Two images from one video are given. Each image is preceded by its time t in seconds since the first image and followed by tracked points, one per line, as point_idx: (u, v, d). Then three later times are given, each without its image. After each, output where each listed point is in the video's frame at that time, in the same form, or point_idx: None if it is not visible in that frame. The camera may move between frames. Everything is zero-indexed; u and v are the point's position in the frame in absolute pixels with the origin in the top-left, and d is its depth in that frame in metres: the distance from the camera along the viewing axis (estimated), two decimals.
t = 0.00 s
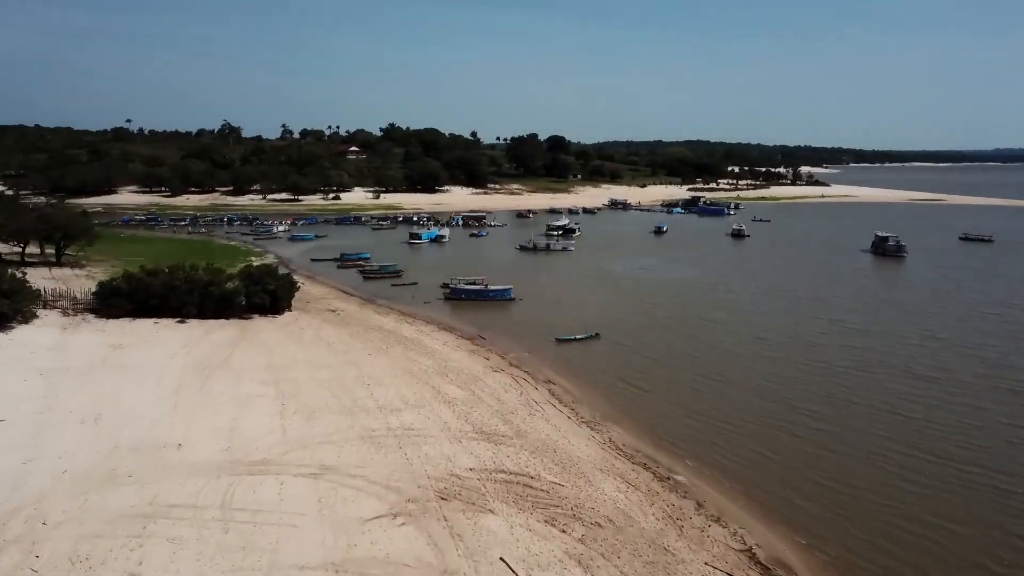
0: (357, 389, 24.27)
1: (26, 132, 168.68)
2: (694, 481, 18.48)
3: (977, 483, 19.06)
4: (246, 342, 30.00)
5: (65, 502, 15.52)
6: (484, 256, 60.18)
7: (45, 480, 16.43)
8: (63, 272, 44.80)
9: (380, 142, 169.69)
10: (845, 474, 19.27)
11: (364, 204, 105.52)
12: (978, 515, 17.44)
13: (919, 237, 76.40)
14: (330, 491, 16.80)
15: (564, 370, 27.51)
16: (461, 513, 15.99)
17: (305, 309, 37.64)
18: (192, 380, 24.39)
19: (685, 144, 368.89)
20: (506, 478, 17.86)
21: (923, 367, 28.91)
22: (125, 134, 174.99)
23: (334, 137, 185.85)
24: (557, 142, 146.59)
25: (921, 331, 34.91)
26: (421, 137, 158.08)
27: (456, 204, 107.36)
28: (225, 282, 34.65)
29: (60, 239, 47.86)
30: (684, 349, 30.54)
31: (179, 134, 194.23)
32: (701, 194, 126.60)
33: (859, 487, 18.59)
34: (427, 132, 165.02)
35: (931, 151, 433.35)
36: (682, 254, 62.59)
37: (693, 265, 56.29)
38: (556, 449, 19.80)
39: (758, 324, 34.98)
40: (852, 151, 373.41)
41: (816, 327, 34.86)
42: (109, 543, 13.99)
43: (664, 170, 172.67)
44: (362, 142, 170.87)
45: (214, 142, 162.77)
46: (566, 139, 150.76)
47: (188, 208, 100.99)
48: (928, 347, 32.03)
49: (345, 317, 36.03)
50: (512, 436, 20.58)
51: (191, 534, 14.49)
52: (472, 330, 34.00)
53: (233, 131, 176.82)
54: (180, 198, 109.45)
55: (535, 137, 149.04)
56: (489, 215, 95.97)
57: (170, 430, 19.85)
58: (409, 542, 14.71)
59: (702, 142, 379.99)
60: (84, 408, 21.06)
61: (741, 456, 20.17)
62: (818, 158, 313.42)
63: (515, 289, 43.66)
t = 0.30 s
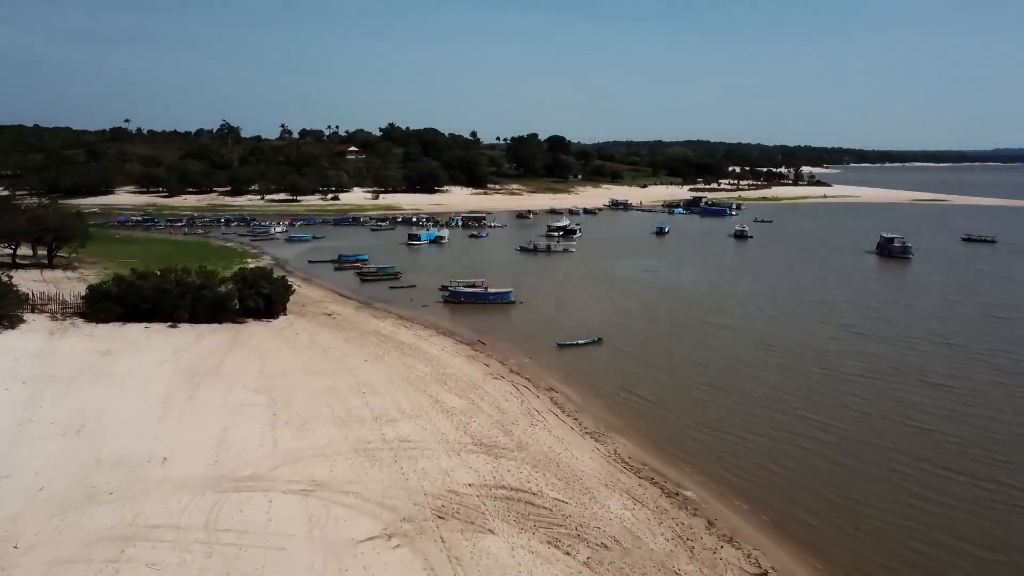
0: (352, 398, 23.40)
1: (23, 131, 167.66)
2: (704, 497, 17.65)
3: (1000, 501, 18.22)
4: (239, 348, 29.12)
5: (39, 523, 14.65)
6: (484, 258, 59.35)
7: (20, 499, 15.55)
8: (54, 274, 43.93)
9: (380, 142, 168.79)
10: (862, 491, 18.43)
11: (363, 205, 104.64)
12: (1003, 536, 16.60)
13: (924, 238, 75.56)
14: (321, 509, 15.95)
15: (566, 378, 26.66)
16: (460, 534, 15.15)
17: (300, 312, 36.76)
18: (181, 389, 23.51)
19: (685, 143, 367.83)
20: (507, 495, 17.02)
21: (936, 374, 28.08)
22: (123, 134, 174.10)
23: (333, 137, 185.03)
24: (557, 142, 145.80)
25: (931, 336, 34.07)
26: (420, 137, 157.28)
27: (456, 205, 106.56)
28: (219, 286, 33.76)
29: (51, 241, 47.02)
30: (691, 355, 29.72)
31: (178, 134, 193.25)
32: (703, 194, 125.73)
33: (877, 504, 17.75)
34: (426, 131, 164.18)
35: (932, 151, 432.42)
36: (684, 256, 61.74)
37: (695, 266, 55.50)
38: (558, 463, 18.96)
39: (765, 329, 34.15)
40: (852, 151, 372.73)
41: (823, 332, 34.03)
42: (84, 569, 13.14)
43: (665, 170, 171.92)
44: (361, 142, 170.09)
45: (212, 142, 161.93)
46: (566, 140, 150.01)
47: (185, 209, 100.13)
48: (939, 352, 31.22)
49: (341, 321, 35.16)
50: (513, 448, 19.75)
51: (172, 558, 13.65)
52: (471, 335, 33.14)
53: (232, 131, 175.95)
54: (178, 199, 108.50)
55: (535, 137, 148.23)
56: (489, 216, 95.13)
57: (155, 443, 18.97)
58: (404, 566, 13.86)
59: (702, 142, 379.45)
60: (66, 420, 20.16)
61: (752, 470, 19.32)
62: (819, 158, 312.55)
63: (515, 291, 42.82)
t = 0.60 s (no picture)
0: (347, 408, 22.54)
1: (21, 131, 166.67)
2: (716, 515, 16.81)
3: None
4: (231, 354, 28.26)
5: (10, 548, 13.80)
6: (483, 260, 58.53)
7: None
8: (45, 276, 43.06)
9: (379, 142, 167.86)
10: (879, 509, 17.59)
11: (362, 206, 103.76)
12: None
13: (928, 240, 74.72)
14: (311, 529, 15.11)
15: (568, 385, 25.80)
16: (458, 557, 14.29)
17: (296, 317, 35.91)
18: (169, 398, 22.64)
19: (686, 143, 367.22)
20: (507, 513, 16.18)
21: (950, 382, 27.25)
22: (121, 134, 173.13)
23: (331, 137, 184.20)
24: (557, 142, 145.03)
25: (942, 342, 33.22)
26: (419, 137, 156.43)
27: (455, 205, 105.76)
28: (211, 289, 32.85)
29: (43, 243, 46.14)
30: (697, 361, 28.88)
31: (176, 134, 192.26)
32: (704, 195, 124.86)
33: (896, 524, 16.90)
34: (425, 131, 163.35)
35: (933, 151, 431.68)
36: (687, 258, 60.90)
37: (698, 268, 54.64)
38: (561, 478, 18.11)
39: (772, 335, 33.29)
40: (852, 151, 372.06)
41: (831, 338, 33.20)
42: None
43: (665, 169, 171.14)
44: (360, 142, 169.29)
45: (210, 142, 160.99)
46: (566, 140, 149.29)
47: (182, 209, 99.29)
48: (951, 359, 30.41)
49: (337, 325, 34.31)
50: (515, 462, 18.89)
51: None
52: (471, 340, 32.29)
53: (230, 130, 175.05)
54: (175, 199, 107.62)
55: (534, 137, 147.40)
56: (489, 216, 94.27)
57: (139, 458, 18.12)
58: None
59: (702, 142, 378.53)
60: (46, 432, 19.28)
61: (764, 486, 18.45)
62: (820, 158, 311.70)
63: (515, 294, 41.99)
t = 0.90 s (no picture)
0: (341, 418, 21.70)
1: (18, 130, 166.09)
2: (727, 535, 16.00)
3: None
4: (222, 360, 27.35)
5: None
6: (483, 261, 57.74)
7: None
8: (35, 279, 42.14)
9: (378, 142, 166.92)
10: (898, 529, 16.75)
11: (361, 206, 102.82)
12: None
13: (933, 240, 73.89)
14: (299, 552, 14.27)
15: (571, 393, 24.96)
16: None
17: (291, 320, 35.03)
18: (156, 407, 21.80)
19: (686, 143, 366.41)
20: (508, 533, 15.33)
21: (964, 391, 26.39)
22: (119, 134, 172.55)
23: (331, 137, 183.44)
24: (557, 142, 144.25)
25: (954, 347, 32.39)
26: (418, 137, 155.58)
27: (455, 206, 104.97)
28: (203, 292, 31.97)
29: (35, 244, 45.31)
30: (703, 368, 28.03)
31: (175, 134, 191.22)
32: (705, 195, 124.00)
33: (917, 546, 16.04)
34: (425, 131, 162.54)
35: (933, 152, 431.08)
36: (690, 259, 60.08)
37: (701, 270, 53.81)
38: (565, 494, 17.28)
39: (779, 340, 32.42)
40: (852, 151, 371.13)
41: (840, 343, 32.37)
42: None
43: (666, 170, 170.30)
44: (359, 142, 168.50)
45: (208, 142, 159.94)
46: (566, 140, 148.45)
47: (180, 210, 98.53)
48: (964, 365, 29.56)
49: (334, 330, 33.46)
50: (516, 477, 18.08)
51: None
52: (470, 345, 31.43)
53: (229, 130, 174.29)
54: (173, 200, 106.68)
55: (534, 137, 146.57)
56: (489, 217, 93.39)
57: (121, 473, 17.27)
58: None
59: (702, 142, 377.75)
60: (26, 445, 18.44)
61: (777, 503, 17.62)
62: (820, 158, 310.88)
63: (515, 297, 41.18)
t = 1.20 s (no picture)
0: (335, 429, 20.83)
1: (16, 129, 165.28)
2: (740, 557, 15.16)
3: None
4: (214, 366, 26.53)
5: None
6: (483, 262, 56.90)
7: None
8: (26, 281, 41.31)
9: (378, 142, 166.00)
10: (919, 550, 15.90)
11: (359, 206, 101.92)
12: None
13: (937, 241, 73.06)
14: None
15: (574, 402, 24.10)
16: None
17: (286, 324, 34.15)
18: (143, 417, 20.93)
19: (687, 143, 365.58)
20: (509, 555, 14.48)
21: (980, 400, 25.52)
22: (117, 134, 171.71)
23: (330, 137, 182.54)
24: (557, 142, 143.35)
25: (966, 353, 31.53)
26: (418, 137, 154.68)
27: (455, 206, 104.12)
28: (195, 296, 31.08)
29: (26, 246, 44.43)
30: (710, 374, 27.22)
31: (174, 134, 190.33)
32: (706, 195, 123.14)
33: (940, 569, 15.19)
34: (424, 131, 161.61)
35: (934, 152, 430.07)
36: (693, 261, 59.27)
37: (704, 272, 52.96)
38: (569, 512, 16.41)
39: (786, 345, 31.57)
40: (853, 151, 370.21)
41: (849, 348, 31.50)
42: None
43: (667, 170, 169.38)
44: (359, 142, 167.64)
45: (207, 142, 158.99)
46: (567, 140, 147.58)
47: (177, 210, 97.69)
48: (978, 372, 28.71)
49: (329, 334, 32.59)
50: (517, 493, 17.24)
51: None
52: (469, 350, 30.55)
53: (227, 129, 173.37)
54: (170, 200, 105.79)
55: (534, 137, 145.68)
56: (489, 218, 92.02)
57: (102, 489, 16.42)
58: None
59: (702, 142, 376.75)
60: (3, 458, 17.61)
61: (790, 522, 16.77)
62: (821, 158, 309.87)
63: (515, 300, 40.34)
